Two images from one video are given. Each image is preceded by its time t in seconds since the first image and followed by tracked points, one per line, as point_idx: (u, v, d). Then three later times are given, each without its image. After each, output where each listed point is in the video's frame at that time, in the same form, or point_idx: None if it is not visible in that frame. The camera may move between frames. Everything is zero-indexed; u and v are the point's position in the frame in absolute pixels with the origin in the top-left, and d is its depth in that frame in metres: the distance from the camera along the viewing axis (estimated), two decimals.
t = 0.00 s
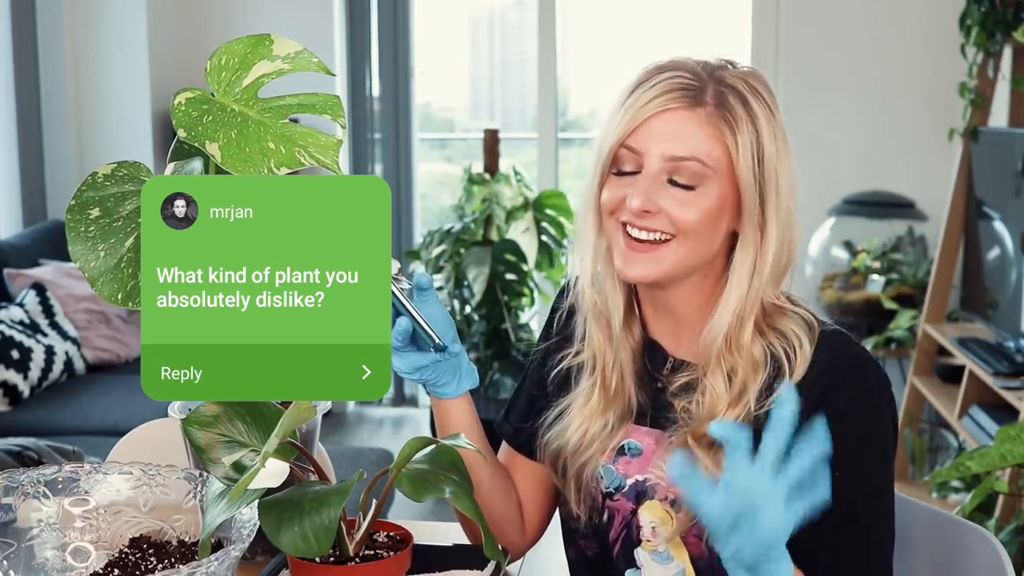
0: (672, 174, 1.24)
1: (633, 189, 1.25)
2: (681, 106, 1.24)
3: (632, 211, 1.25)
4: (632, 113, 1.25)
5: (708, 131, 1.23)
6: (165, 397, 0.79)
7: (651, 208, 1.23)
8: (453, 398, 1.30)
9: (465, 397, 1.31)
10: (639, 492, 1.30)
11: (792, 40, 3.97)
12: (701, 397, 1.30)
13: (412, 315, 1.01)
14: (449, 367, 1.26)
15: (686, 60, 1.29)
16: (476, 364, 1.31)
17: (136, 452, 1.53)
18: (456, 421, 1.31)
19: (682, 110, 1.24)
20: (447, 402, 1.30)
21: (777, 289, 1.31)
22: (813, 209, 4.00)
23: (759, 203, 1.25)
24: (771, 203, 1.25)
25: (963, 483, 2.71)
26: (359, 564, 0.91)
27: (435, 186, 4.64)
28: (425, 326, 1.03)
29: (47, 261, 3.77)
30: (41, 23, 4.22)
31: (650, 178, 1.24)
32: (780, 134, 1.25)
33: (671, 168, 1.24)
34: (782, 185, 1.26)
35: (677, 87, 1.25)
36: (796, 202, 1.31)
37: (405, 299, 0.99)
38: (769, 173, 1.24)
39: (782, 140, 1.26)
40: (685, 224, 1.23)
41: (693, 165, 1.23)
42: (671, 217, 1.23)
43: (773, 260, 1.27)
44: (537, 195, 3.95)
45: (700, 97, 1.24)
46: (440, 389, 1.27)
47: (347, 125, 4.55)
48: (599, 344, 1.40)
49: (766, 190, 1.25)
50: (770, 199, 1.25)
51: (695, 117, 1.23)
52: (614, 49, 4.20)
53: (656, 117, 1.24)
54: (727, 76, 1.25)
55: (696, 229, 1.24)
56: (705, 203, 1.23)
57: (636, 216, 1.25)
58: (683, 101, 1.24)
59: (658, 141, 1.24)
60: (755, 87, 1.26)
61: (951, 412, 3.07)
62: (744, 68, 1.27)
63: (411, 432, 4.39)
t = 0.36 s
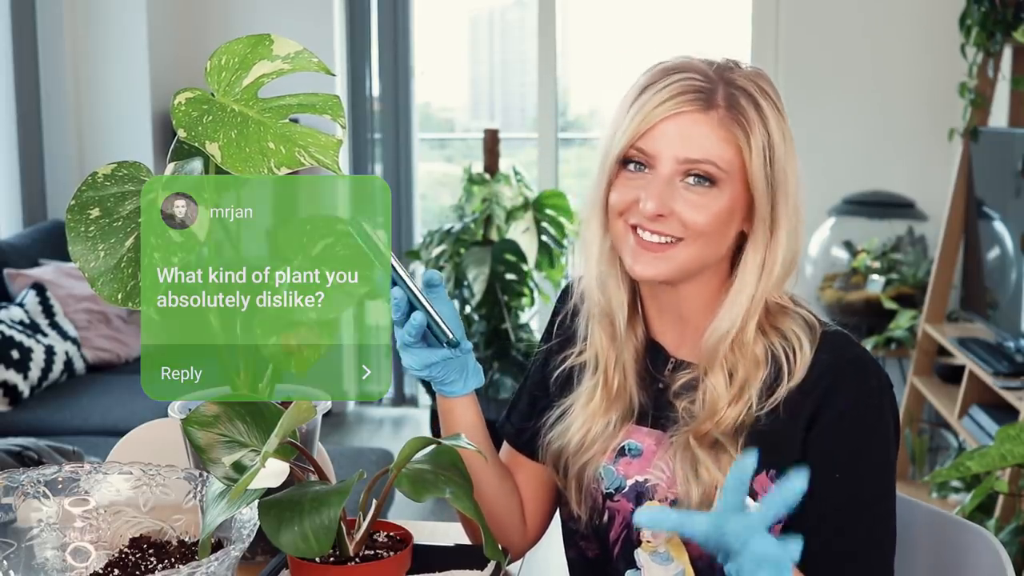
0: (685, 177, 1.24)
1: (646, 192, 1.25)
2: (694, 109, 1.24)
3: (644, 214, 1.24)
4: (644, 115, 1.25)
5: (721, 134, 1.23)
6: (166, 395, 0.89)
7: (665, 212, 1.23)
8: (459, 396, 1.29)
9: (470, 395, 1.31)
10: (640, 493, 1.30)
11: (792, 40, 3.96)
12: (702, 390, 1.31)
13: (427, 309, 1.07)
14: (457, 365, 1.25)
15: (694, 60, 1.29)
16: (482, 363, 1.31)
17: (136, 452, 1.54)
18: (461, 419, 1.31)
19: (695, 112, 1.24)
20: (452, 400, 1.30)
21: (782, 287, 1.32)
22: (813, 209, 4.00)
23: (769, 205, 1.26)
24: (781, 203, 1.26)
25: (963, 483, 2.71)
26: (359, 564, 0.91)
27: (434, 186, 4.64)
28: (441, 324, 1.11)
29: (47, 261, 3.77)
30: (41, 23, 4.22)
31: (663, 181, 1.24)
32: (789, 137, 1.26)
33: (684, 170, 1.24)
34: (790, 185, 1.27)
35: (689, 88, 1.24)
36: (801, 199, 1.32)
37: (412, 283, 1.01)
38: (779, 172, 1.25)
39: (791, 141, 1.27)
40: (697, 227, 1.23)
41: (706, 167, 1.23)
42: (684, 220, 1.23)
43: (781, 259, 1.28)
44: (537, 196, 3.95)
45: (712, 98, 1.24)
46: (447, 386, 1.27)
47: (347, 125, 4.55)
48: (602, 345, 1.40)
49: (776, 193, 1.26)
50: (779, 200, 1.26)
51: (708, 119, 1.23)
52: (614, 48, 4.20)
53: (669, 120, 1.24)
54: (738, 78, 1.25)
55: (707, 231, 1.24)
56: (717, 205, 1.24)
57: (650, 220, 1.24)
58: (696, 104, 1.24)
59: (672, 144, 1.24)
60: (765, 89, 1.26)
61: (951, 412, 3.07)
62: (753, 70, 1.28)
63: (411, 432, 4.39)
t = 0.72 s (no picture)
0: (685, 180, 1.25)
1: (647, 196, 1.25)
2: (691, 112, 1.24)
3: (647, 219, 1.25)
4: (641, 120, 1.25)
5: (719, 135, 1.24)
6: (167, 393, 0.98)
7: (667, 216, 1.23)
8: (458, 394, 1.29)
9: (469, 394, 1.31)
10: (642, 492, 1.30)
11: (792, 40, 3.96)
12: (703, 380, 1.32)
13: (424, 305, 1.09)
14: (456, 363, 1.25)
15: (689, 60, 1.30)
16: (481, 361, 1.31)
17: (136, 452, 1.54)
18: (460, 418, 1.31)
19: (692, 115, 1.24)
20: (451, 399, 1.30)
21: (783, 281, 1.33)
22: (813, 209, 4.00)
23: (768, 203, 1.27)
24: (779, 199, 1.27)
25: (963, 483, 2.71)
26: (359, 564, 0.91)
27: (434, 186, 4.63)
28: (440, 320, 1.13)
29: (47, 261, 3.77)
30: (41, 23, 4.22)
31: (664, 185, 1.25)
32: (785, 134, 1.27)
33: (684, 173, 1.25)
34: (787, 181, 1.28)
35: (686, 91, 1.25)
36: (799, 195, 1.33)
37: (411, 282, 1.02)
38: (778, 169, 1.26)
39: (787, 137, 1.28)
40: (698, 230, 1.24)
41: (706, 169, 1.24)
42: (685, 223, 1.24)
43: (781, 257, 1.29)
44: (537, 195, 3.95)
45: (709, 100, 1.24)
46: (446, 384, 1.27)
47: (347, 125, 4.55)
48: (604, 347, 1.40)
49: (775, 190, 1.26)
50: (778, 197, 1.27)
51: (706, 121, 1.24)
52: (614, 49, 4.19)
53: (667, 124, 1.25)
54: (733, 77, 1.25)
55: (709, 233, 1.25)
56: (718, 207, 1.25)
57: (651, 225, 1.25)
58: (693, 106, 1.24)
59: (670, 148, 1.25)
60: (760, 87, 1.27)
61: (951, 412, 3.07)
62: (747, 68, 1.28)
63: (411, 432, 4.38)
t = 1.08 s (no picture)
0: (689, 178, 1.25)
1: (650, 194, 1.26)
2: (695, 110, 1.25)
3: (649, 216, 1.25)
4: (646, 117, 1.26)
5: (723, 134, 1.25)
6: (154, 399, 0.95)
7: (670, 213, 1.23)
8: (459, 390, 1.30)
9: (471, 390, 1.31)
10: (641, 491, 1.30)
11: (792, 40, 3.96)
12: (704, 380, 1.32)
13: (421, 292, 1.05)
14: (458, 355, 1.25)
15: (693, 60, 1.30)
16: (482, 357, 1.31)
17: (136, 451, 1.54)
18: (463, 416, 1.31)
19: (696, 114, 1.25)
20: (454, 395, 1.31)
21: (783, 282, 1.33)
22: (813, 209, 4.00)
23: (771, 202, 1.27)
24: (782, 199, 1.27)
25: (963, 484, 2.71)
26: (360, 564, 0.91)
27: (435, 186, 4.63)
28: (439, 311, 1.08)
29: (47, 261, 3.77)
30: (40, 24, 4.22)
31: (667, 182, 1.25)
32: (788, 133, 1.28)
33: (687, 171, 1.25)
34: (789, 181, 1.28)
35: (689, 90, 1.25)
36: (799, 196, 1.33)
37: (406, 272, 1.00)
38: (780, 168, 1.27)
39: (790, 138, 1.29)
40: (701, 228, 1.24)
41: (709, 167, 1.25)
42: (688, 221, 1.24)
43: (782, 256, 1.29)
44: (537, 196, 3.95)
45: (712, 99, 1.25)
46: (448, 379, 1.27)
47: (347, 125, 4.54)
48: (604, 348, 1.40)
49: (777, 189, 1.27)
50: (780, 196, 1.27)
51: (710, 120, 1.25)
52: (613, 49, 4.19)
53: (671, 122, 1.26)
54: (737, 77, 1.26)
55: (711, 232, 1.25)
56: (721, 205, 1.25)
57: (654, 222, 1.24)
58: (697, 104, 1.25)
59: (673, 146, 1.25)
60: (764, 88, 1.28)
61: (950, 412, 3.07)
62: (750, 69, 1.29)
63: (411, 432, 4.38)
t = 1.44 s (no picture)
0: (682, 176, 1.25)
1: (644, 193, 1.26)
2: (686, 109, 1.25)
3: (643, 214, 1.25)
4: (638, 117, 1.26)
5: (715, 132, 1.25)
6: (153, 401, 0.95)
7: (663, 212, 1.23)
8: (460, 392, 1.30)
9: (471, 392, 1.31)
10: (643, 492, 1.30)
11: (792, 40, 3.96)
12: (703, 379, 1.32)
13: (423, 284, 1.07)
14: (460, 359, 1.25)
15: (686, 60, 1.31)
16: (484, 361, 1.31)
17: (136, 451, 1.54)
18: (464, 418, 1.31)
19: (688, 113, 1.25)
20: (455, 397, 1.31)
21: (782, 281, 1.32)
22: (814, 209, 4.00)
23: (765, 199, 1.27)
24: (777, 197, 1.27)
25: (963, 484, 2.71)
26: (359, 564, 0.91)
27: (435, 186, 4.62)
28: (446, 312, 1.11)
29: (47, 261, 3.77)
30: (40, 24, 4.22)
31: (660, 181, 1.25)
32: (781, 131, 1.28)
33: (680, 169, 1.25)
34: (784, 179, 1.28)
35: (681, 89, 1.26)
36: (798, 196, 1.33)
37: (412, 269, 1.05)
38: (774, 166, 1.27)
39: (784, 135, 1.29)
40: (695, 226, 1.24)
41: (702, 165, 1.25)
42: (682, 220, 1.24)
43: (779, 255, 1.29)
44: (537, 195, 3.95)
45: (704, 98, 1.25)
46: (448, 380, 1.27)
47: (347, 125, 4.54)
48: (605, 348, 1.40)
49: (771, 186, 1.27)
50: (775, 194, 1.28)
51: (701, 118, 1.25)
52: (613, 49, 4.19)
53: (663, 121, 1.26)
54: (728, 75, 1.26)
55: (705, 230, 1.25)
56: (715, 203, 1.25)
57: (647, 221, 1.24)
58: (688, 103, 1.25)
59: (665, 144, 1.25)
60: (755, 85, 1.28)
61: (950, 411, 3.07)
62: (742, 67, 1.29)
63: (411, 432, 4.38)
